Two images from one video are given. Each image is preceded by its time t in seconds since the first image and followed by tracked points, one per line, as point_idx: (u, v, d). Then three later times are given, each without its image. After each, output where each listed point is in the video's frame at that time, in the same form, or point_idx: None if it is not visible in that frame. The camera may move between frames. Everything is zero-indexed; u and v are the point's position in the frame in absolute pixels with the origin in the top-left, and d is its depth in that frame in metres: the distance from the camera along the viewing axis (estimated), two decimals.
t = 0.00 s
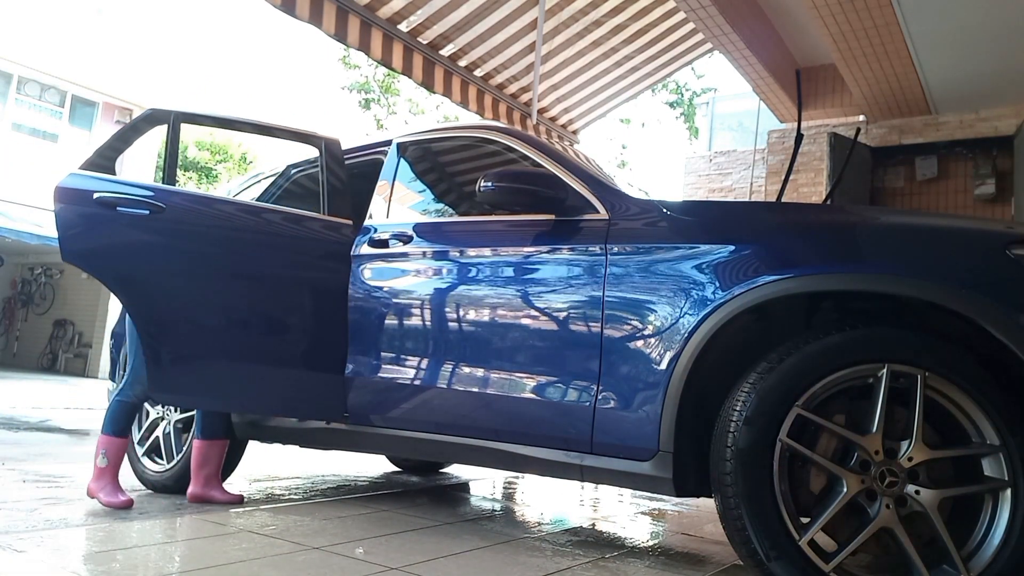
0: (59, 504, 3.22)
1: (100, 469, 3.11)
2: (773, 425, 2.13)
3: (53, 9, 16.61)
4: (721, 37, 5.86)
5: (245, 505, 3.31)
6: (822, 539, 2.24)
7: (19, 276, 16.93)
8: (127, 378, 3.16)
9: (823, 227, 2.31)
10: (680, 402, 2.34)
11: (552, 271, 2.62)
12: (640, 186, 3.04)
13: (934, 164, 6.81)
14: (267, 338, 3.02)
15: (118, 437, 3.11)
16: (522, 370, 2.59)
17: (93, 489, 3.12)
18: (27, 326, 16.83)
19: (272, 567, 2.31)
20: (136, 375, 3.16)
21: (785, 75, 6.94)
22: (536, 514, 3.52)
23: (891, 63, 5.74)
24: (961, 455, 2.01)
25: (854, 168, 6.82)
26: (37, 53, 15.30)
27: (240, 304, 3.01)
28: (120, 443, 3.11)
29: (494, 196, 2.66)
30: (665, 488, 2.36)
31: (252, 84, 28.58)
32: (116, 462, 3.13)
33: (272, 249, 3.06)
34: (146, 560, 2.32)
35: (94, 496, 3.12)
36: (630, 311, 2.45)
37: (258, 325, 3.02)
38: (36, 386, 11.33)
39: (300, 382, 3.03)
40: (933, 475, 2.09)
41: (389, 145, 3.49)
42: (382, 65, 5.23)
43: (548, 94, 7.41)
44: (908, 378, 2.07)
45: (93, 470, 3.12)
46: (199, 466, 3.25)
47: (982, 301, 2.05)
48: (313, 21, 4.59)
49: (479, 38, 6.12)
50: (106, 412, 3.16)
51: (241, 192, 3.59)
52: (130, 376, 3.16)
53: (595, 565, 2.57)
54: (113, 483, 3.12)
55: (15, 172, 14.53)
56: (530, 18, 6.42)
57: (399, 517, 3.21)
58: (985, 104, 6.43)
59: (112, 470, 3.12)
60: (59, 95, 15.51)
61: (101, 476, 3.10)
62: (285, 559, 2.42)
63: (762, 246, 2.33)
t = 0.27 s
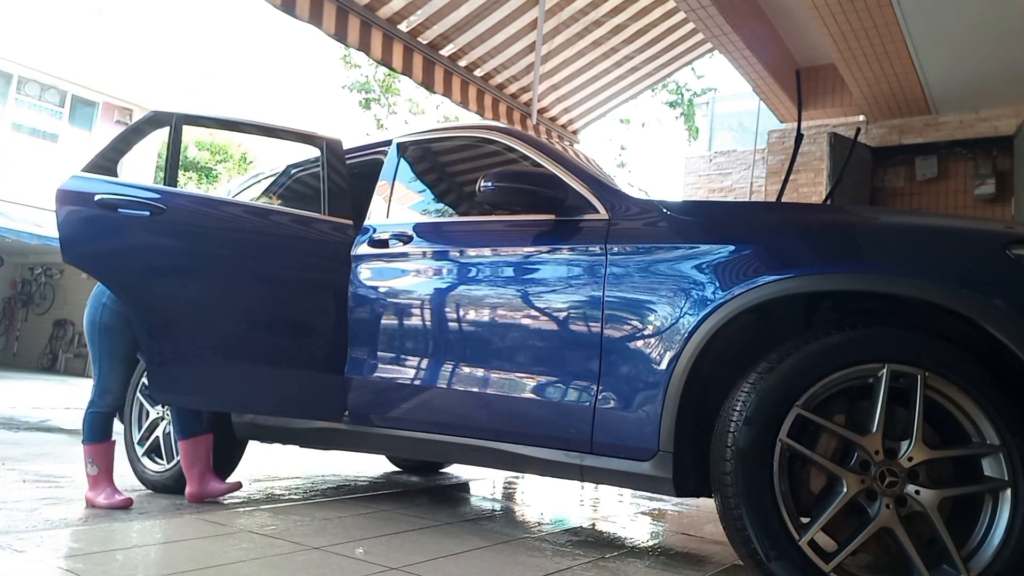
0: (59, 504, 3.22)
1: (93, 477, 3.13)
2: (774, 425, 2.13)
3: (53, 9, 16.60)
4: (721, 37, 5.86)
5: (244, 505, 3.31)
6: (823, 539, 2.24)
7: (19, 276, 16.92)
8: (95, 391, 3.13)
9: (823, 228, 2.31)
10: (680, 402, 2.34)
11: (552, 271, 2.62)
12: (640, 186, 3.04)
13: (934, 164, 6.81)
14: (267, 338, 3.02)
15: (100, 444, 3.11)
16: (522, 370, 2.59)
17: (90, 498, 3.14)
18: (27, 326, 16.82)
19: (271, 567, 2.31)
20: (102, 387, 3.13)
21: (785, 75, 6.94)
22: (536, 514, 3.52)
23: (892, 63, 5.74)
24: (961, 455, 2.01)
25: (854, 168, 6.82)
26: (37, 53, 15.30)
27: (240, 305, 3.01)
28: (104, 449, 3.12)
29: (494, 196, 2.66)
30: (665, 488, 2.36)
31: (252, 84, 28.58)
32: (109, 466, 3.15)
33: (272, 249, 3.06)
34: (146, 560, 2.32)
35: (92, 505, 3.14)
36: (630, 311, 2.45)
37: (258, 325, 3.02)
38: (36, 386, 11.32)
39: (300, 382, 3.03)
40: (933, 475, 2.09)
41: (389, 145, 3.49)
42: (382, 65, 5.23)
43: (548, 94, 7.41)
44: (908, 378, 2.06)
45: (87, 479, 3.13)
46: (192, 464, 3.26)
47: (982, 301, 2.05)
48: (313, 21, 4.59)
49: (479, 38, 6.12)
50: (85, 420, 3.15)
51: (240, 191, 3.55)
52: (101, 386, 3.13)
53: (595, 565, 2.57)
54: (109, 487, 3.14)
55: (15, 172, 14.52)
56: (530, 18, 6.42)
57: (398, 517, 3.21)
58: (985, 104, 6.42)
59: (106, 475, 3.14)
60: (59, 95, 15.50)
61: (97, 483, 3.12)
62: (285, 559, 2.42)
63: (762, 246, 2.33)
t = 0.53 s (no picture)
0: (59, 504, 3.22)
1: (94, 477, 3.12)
2: (774, 425, 2.13)
3: (53, 9, 16.60)
4: (721, 37, 5.86)
5: (245, 505, 3.31)
6: (823, 539, 2.24)
7: (19, 276, 16.92)
8: (102, 394, 3.13)
9: (823, 227, 2.31)
10: (680, 402, 2.34)
11: (552, 271, 2.62)
12: (640, 186, 3.04)
13: (934, 164, 6.81)
14: (267, 338, 3.02)
15: (102, 446, 3.14)
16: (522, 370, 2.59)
17: (91, 498, 3.14)
18: (27, 326, 16.82)
19: (271, 568, 2.31)
20: (110, 389, 3.13)
21: (785, 75, 6.94)
22: (536, 514, 3.52)
23: (892, 63, 5.74)
24: (961, 455, 2.01)
25: (854, 168, 6.82)
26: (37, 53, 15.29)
27: (240, 305, 3.02)
28: (105, 450, 3.14)
29: (494, 196, 2.66)
30: (665, 488, 2.36)
31: (252, 85, 28.58)
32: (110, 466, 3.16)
33: (273, 249, 3.06)
34: (146, 560, 2.32)
35: (93, 505, 3.14)
36: (630, 311, 2.45)
37: (257, 325, 3.02)
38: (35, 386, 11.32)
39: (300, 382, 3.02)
40: (932, 475, 2.09)
41: (389, 145, 3.49)
42: (382, 65, 5.23)
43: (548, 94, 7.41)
44: (908, 378, 2.06)
45: (87, 480, 3.13)
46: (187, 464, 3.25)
47: (982, 301, 2.05)
48: (313, 21, 4.59)
49: (479, 38, 6.12)
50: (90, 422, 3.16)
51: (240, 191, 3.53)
52: (106, 390, 3.14)
53: (595, 565, 2.57)
54: (109, 487, 3.14)
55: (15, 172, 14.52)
56: (530, 18, 6.42)
57: (399, 517, 3.21)
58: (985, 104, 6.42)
59: (107, 476, 3.14)
60: (59, 95, 15.50)
61: (97, 483, 3.12)
62: (285, 559, 2.42)
63: (762, 246, 2.33)
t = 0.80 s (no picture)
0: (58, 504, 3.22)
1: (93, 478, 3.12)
2: (773, 425, 2.13)
3: (53, 9, 16.61)
4: (721, 37, 5.86)
5: (245, 506, 3.31)
6: (823, 539, 2.24)
7: (19, 276, 16.92)
8: (103, 395, 3.13)
9: (823, 227, 2.31)
10: (680, 402, 2.34)
11: (552, 271, 2.62)
12: (640, 186, 3.04)
13: (934, 164, 6.81)
14: (267, 338, 3.02)
15: (103, 448, 3.14)
16: (521, 370, 2.59)
17: (91, 498, 3.14)
18: (27, 326, 16.82)
19: (271, 568, 2.31)
20: (112, 391, 3.13)
21: (785, 75, 6.94)
22: (536, 514, 3.52)
23: (892, 63, 5.74)
24: (961, 455, 2.01)
25: (854, 168, 6.82)
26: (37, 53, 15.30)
27: (240, 305, 3.02)
28: (106, 452, 3.14)
29: (495, 196, 2.66)
30: (665, 488, 2.36)
31: (252, 85, 28.58)
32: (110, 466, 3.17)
33: (272, 249, 3.06)
34: (146, 560, 2.32)
35: (93, 506, 3.14)
36: (630, 311, 2.45)
37: (257, 325, 3.02)
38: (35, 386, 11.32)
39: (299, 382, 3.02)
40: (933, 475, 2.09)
41: (389, 145, 3.49)
42: (382, 65, 5.23)
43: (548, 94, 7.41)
44: (908, 378, 2.06)
45: (87, 480, 3.13)
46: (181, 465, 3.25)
47: (982, 302, 2.05)
48: (313, 21, 4.59)
49: (479, 38, 6.12)
50: (91, 422, 3.16)
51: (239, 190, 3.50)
52: (108, 391, 3.13)
53: (595, 565, 2.57)
54: (109, 487, 3.14)
55: (15, 172, 14.52)
56: (530, 18, 6.42)
57: (399, 517, 3.21)
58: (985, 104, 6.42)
59: (108, 476, 3.14)
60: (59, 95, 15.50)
61: (98, 484, 3.12)
62: (285, 559, 2.42)
63: (762, 246, 2.33)
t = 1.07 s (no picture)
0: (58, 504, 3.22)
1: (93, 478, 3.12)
2: (773, 425, 2.13)
3: (53, 9, 16.60)
4: (721, 38, 5.86)
5: (245, 506, 3.31)
6: (823, 539, 2.24)
7: (19, 276, 16.93)
8: (103, 395, 3.12)
9: (823, 228, 2.31)
10: (680, 402, 2.34)
11: (552, 271, 2.62)
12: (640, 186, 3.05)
13: (934, 164, 6.81)
14: (267, 338, 3.02)
15: (103, 448, 3.13)
16: (521, 370, 2.59)
17: (91, 498, 3.14)
18: (27, 326, 16.82)
19: (272, 568, 2.31)
20: (111, 390, 3.13)
21: (785, 75, 6.94)
22: (536, 514, 3.52)
23: (892, 63, 5.74)
24: (961, 455, 2.01)
25: (854, 168, 6.82)
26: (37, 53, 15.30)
27: (240, 305, 3.02)
28: (106, 453, 3.14)
29: (495, 196, 2.67)
30: (665, 488, 2.36)
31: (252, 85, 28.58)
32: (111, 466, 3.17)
33: (272, 249, 3.07)
34: (146, 560, 2.32)
35: (93, 506, 3.14)
36: (630, 311, 2.45)
37: (257, 325, 3.02)
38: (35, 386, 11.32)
39: (299, 383, 3.02)
40: (933, 475, 2.09)
41: (389, 145, 3.49)
42: (382, 65, 5.23)
43: (548, 94, 7.41)
44: (908, 378, 2.06)
45: (88, 480, 3.13)
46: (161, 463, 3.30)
47: (982, 302, 2.05)
48: (313, 21, 4.59)
49: (479, 38, 6.12)
50: (89, 423, 3.15)
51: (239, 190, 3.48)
52: (108, 391, 3.13)
53: (595, 565, 2.57)
54: (109, 487, 3.15)
55: (15, 172, 14.52)
56: (530, 18, 6.42)
57: (399, 517, 3.21)
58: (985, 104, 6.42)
59: (108, 477, 3.15)
60: (59, 95, 15.50)
61: (98, 484, 3.13)
62: (285, 559, 2.42)
63: (762, 246, 2.33)
